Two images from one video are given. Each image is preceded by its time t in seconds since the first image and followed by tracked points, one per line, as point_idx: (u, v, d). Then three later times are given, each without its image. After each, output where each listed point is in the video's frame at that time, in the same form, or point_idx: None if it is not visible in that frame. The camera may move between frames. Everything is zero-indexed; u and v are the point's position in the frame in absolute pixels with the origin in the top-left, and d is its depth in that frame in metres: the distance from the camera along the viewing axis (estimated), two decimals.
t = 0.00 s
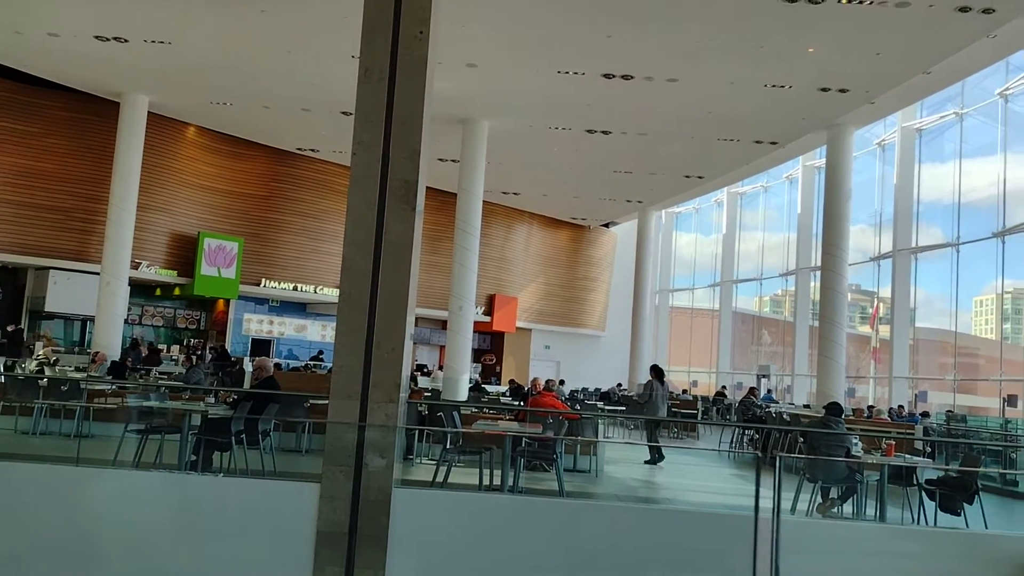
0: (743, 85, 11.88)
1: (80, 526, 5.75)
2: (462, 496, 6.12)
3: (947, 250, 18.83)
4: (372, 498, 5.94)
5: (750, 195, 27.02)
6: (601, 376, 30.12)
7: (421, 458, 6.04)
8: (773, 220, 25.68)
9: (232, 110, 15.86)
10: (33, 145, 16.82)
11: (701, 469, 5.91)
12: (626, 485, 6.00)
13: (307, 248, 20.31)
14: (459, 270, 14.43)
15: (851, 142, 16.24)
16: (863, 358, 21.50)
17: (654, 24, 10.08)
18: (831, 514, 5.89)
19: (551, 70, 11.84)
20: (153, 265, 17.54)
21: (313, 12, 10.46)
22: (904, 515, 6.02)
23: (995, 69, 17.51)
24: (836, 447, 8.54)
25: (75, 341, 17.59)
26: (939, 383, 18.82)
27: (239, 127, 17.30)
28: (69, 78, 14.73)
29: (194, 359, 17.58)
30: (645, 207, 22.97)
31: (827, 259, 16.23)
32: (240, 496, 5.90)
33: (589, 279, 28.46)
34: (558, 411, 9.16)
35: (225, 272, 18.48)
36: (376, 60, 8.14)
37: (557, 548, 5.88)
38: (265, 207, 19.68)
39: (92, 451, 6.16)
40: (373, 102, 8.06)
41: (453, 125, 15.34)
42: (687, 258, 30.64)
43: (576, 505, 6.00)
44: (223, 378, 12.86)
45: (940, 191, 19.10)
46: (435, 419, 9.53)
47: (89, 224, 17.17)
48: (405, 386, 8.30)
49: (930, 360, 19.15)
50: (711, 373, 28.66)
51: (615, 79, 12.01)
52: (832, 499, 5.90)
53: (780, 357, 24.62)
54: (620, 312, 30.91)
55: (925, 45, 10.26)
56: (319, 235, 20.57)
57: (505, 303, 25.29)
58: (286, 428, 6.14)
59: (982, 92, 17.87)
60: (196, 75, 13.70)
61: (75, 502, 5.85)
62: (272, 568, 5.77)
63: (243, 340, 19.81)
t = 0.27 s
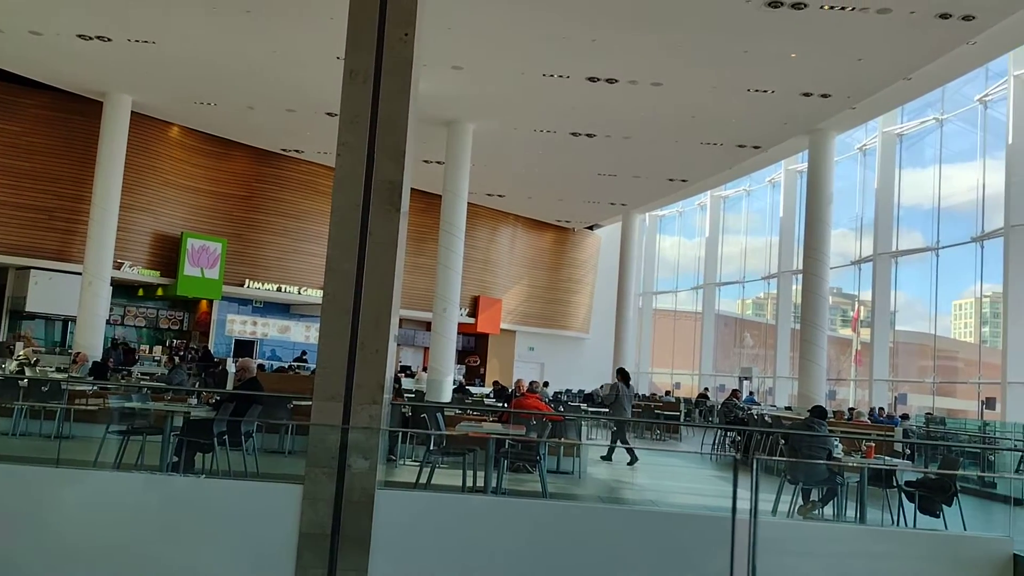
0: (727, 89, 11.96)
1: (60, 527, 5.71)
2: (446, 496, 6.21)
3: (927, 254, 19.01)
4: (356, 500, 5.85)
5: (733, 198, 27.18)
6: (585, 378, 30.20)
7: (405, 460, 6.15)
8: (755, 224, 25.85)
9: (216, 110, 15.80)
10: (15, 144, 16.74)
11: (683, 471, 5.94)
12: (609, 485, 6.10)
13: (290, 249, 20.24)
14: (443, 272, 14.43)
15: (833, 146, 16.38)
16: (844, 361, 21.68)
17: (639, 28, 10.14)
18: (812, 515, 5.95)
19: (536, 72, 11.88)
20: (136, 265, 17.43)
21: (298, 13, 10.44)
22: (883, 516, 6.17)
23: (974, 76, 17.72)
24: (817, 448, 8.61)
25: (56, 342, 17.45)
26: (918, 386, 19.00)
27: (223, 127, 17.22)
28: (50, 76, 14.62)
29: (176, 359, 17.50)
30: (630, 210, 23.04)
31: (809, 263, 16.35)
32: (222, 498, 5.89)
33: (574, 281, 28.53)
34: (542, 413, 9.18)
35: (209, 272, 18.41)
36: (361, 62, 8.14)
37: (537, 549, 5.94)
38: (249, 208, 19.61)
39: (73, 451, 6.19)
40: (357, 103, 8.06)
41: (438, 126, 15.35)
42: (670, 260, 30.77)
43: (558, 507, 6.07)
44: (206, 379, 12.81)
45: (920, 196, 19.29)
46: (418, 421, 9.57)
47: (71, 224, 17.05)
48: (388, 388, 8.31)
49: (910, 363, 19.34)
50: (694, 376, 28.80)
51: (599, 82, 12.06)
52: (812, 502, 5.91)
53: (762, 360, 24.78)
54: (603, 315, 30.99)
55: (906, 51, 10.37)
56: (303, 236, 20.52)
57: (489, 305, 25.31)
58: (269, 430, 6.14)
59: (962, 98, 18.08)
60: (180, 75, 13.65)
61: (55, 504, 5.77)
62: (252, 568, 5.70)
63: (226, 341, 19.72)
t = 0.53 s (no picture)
0: (715, 90, 11.99)
1: (44, 528, 5.69)
2: (437, 497, 6.17)
3: (913, 254, 19.12)
4: (344, 501, 5.84)
5: (721, 199, 27.26)
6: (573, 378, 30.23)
7: (394, 460, 6.09)
8: (744, 224, 25.94)
9: (204, 109, 15.72)
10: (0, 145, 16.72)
11: (672, 471, 5.96)
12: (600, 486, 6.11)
13: (278, 248, 20.18)
14: (432, 272, 14.40)
15: (820, 147, 16.44)
16: (831, 361, 21.77)
17: (627, 29, 10.17)
18: (800, 515, 6.05)
19: (525, 73, 11.87)
20: (122, 265, 17.35)
21: (286, 12, 10.40)
22: (871, 516, 6.22)
23: (961, 77, 17.84)
24: (805, 446, 8.67)
25: (42, 343, 17.33)
26: (905, 386, 19.10)
27: (211, 127, 17.14)
28: (36, 75, 14.52)
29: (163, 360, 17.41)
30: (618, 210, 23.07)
31: (796, 263, 16.40)
32: (209, 500, 5.84)
33: (563, 281, 28.55)
34: (531, 413, 9.23)
35: (196, 273, 18.33)
36: (350, 62, 8.11)
37: (524, 548, 5.95)
38: (237, 208, 19.53)
39: (58, 453, 6.10)
40: (346, 103, 8.03)
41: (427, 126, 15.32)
42: (659, 261, 30.82)
43: (549, 508, 6.08)
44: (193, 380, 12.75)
45: (907, 196, 19.39)
46: (407, 421, 9.54)
47: (56, 224, 16.93)
48: (377, 388, 8.29)
49: (897, 363, 19.44)
50: (682, 376, 28.87)
51: (588, 83, 12.07)
52: (801, 501, 6.02)
53: (751, 360, 24.87)
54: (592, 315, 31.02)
55: (893, 53, 10.43)
56: (291, 237, 20.46)
57: (478, 305, 25.30)
58: (257, 430, 5.99)
59: (949, 99, 18.20)
60: (167, 74, 13.57)
61: (37, 505, 5.74)
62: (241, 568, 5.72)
63: (214, 341, 19.63)
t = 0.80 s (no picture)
0: (706, 91, 12.02)
1: (32, 527, 5.69)
2: (426, 498, 6.09)
3: (902, 255, 19.20)
4: (335, 501, 5.91)
5: (711, 199, 27.32)
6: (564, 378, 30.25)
7: (384, 461, 5.99)
8: (734, 225, 26.01)
9: (193, 108, 15.67)
10: None
11: (664, 472, 5.97)
12: (589, 487, 6.02)
13: (268, 249, 20.13)
14: (423, 272, 14.40)
15: (810, 147, 16.50)
16: (821, 361, 21.84)
17: (618, 30, 10.19)
18: (791, 515, 6.06)
19: (515, 73, 11.87)
20: (111, 264, 17.27)
21: (276, 11, 10.37)
22: (859, 515, 6.22)
23: (949, 78, 17.94)
24: (795, 445, 8.71)
25: (31, 343, 17.16)
26: (894, 386, 19.18)
27: (201, 126, 17.08)
28: (24, 74, 14.44)
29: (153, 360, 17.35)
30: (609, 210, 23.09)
31: (786, 263, 16.43)
32: (198, 501, 5.85)
33: (553, 281, 28.56)
34: (522, 413, 9.04)
35: (186, 272, 18.26)
36: (340, 62, 8.09)
37: (515, 547, 5.98)
38: (227, 207, 19.46)
39: (46, 454, 5.91)
40: (336, 103, 8.01)
41: (417, 126, 15.31)
42: (650, 261, 30.86)
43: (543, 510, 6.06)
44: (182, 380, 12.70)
45: (896, 197, 19.47)
46: (397, 421, 9.51)
47: (45, 224, 16.83)
48: (368, 388, 8.27)
49: (886, 363, 19.52)
50: (673, 376, 28.93)
51: (579, 83, 12.08)
52: (792, 502, 6.02)
53: (741, 360, 24.94)
54: (582, 315, 31.03)
55: (882, 54, 10.47)
56: (282, 237, 20.41)
57: (468, 305, 25.28)
58: (247, 431, 5.84)
59: (937, 100, 18.30)
60: (157, 73, 13.51)
61: (24, 502, 5.75)
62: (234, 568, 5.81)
63: (204, 342, 19.55)
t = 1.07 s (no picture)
0: (694, 91, 12.05)
1: (16, 526, 5.65)
2: (415, 498, 6.11)
3: (888, 255, 19.31)
4: (322, 501, 5.79)
5: (699, 199, 27.39)
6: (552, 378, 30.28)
7: (371, 462, 5.87)
8: (721, 225, 26.09)
9: (179, 107, 15.59)
10: None
11: (653, 472, 5.97)
12: (577, 487, 6.09)
13: (256, 248, 20.06)
14: (411, 272, 14.37)
15: (797, 148, 16.56)
16: (808, 361, 21.94)
17: (606, 30, 10.19)
18: (778, 514, 6.10)
19: (504, 73, 11.87)
20: (98, 265, 17.17)
21: (263, 10, 10.33)
22: (847, 515, 6.31)
23: (935, 80, 18.06)
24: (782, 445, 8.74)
25: (16, 342, 16.89)
26: (881, 385, 19.28)
27: (188, 125, 17.00)
28: (9, 72, 14.34)
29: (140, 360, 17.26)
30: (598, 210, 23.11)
31: (774, 263, 16.47)
32: (184, 502, 5.84)
33: (542, 281, 28.57)
34: (509, 413, 8.93)
35: (172, 272, 18.17)
36: (327, 61, 8.06)
37: (501, 546, 5.99)
38: (213, 207, 19.39)
39: (32, 454, 5.98)
40: (324, 103, 7.99)
41: (406, 126, 15.29)
42: (638, 261, 30.90)
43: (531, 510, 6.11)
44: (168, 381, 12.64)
45: (882, 198, 19.57)
46: (385, 422, 9.44)
47: (31, 224, 16.73)
48: (356, 388, 8.25)
49: (872, 362, 19.61)
50: (661, 376, 29.01)
51: (567, 83, 12.09)
52: (779, 500, 6.06)
53: (728, 360, 25.04)
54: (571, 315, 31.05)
55: (869, 55, 10.52)
56: (269, 237, 20.34)
57: (457, 305, 25.26)
58: (233, 431, 5.85)
59: (923, 101, 18.42)
60: (143, 72, 13.45)
61: (8, 503, 5.70)
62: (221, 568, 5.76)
63: (190, 342, 19.48)
